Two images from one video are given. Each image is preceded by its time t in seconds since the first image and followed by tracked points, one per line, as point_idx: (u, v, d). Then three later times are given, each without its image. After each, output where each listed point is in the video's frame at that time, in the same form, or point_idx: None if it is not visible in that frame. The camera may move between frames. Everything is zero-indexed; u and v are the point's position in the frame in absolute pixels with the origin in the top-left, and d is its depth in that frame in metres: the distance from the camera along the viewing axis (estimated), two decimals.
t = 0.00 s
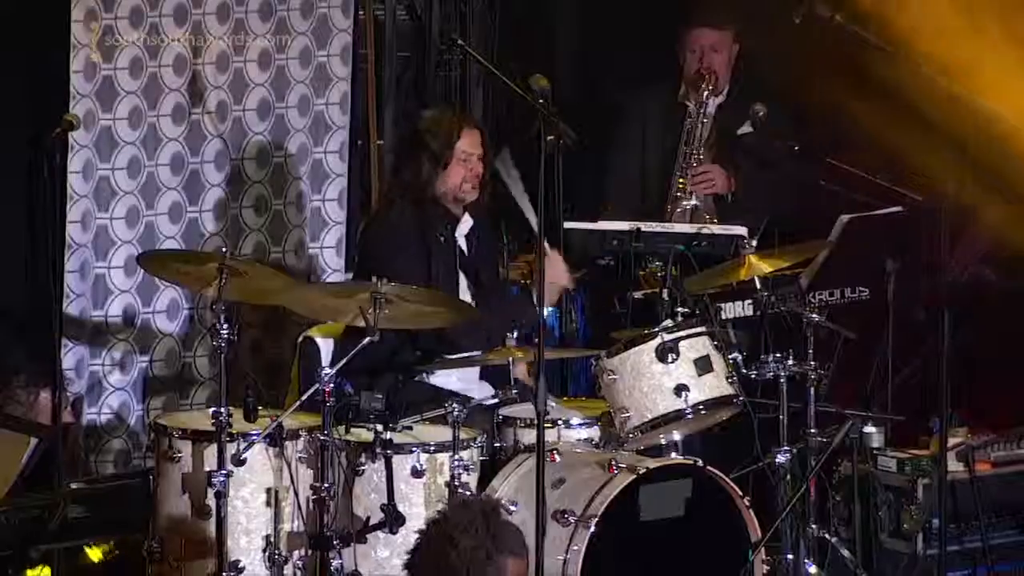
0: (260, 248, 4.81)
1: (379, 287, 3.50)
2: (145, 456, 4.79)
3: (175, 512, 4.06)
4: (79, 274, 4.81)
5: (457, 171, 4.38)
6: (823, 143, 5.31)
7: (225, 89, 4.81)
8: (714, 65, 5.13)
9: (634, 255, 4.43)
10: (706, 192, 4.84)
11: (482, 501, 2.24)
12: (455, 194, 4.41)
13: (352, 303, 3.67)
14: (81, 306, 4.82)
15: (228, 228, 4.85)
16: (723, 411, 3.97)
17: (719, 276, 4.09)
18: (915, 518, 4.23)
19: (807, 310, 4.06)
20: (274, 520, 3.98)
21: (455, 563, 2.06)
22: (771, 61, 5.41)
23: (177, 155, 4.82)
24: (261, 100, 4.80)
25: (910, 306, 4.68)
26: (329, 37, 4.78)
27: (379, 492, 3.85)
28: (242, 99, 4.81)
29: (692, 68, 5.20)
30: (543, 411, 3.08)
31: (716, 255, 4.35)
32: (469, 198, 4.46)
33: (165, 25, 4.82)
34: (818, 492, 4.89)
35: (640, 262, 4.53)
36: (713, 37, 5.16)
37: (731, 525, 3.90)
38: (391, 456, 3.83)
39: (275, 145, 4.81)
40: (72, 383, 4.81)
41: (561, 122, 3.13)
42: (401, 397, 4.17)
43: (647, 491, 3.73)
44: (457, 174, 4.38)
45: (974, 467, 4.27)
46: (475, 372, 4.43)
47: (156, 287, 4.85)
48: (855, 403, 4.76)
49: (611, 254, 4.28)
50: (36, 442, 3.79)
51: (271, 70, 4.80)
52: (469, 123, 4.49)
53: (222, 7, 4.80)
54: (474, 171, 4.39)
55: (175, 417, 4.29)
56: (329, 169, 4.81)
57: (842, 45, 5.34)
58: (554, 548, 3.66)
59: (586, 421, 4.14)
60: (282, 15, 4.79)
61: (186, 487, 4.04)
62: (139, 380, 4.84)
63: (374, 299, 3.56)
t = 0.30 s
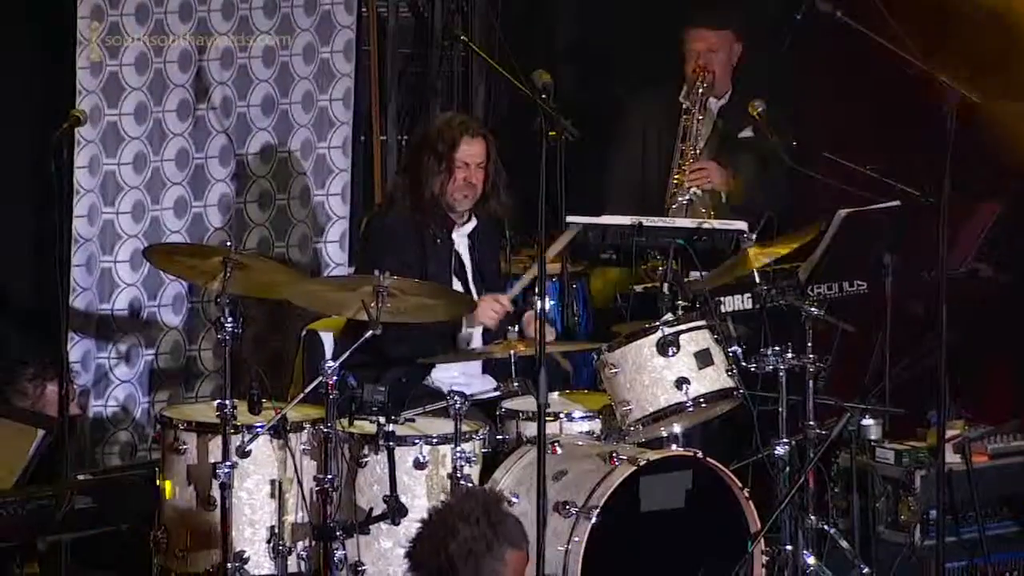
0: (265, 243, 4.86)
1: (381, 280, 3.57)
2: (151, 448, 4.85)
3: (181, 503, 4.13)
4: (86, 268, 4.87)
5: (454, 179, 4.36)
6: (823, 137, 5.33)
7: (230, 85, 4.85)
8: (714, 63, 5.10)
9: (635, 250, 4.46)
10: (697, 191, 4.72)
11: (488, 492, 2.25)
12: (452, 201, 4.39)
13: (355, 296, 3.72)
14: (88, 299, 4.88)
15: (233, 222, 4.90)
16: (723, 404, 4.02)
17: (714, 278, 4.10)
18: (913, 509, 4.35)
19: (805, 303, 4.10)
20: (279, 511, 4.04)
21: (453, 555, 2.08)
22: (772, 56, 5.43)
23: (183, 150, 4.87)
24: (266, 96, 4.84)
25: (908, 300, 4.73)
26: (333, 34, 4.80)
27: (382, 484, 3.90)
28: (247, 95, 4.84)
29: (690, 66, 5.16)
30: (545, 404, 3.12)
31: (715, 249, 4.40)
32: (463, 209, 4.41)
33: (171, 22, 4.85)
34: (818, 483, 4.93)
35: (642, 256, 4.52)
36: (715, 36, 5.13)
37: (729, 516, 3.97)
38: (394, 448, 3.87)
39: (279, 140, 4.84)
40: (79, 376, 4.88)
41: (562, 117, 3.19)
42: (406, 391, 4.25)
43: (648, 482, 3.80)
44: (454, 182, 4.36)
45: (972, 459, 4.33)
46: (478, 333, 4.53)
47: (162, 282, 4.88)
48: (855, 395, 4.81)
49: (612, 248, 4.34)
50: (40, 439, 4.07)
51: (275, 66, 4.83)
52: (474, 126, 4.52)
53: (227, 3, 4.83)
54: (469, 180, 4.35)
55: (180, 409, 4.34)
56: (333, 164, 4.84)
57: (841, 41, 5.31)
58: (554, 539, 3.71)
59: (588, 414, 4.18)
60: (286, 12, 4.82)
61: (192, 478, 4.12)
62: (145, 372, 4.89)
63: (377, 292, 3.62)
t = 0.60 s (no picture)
0: (270, 238, 4.94)
1: (385, 275, 3.67)
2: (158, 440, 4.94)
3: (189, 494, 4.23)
4: (95, 263, 4.96)
5: (457, 167, 4.41)
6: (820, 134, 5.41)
7: (236, 83, 4.93)
8: (711, 65, 5.19)
9: (634, 245, 4.53)
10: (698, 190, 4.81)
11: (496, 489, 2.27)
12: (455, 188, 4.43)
13: (359, 290, 3.82)
14: (96, 294, 4.96)
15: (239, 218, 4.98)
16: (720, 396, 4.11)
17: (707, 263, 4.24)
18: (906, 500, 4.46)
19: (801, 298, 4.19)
20: (284, 501, 4.14)
21: (456, 547, 2.13)
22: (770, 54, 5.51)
23: (190, 147, 4.95)
24: (271, 95, 4.91)
25: (902, 294, 4.81)
26: (336, 33, 4.86)
27: (386, 474, 4.00)
28: (253, 93, 4.92)
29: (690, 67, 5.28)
30: (545, 396, 3.19)
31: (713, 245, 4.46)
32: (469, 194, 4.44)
33: (178, 21, 4.93)
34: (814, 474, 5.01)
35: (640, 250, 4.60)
36: (714, 37, 5.23)
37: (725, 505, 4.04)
38: (397, 440, 3.97)
39: (284, 138, 4.92)
40: (88, 368, 4.97)
41: (562, 113, 3.27)
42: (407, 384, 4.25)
43: (643, 473, 3.89)
44: (457, 169, 4.41)
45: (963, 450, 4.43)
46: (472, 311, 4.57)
47: (169, 277, 4.97)
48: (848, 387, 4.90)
49: (611, 243, 4.42)
50: (49, 431, 4.17)
51: (280, 65, 4.90)
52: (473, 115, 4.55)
53: (233, 3, 4.91)
54: (473, 165, 4.40)
55: (186, 401, 4.45)
56: (337, 162, 4.90)
57: (838, 40, 5.39)
58: (555, 529, 3.80)
59: (586, 406, 4.26)
60: (291, 12, 4.89)
61: (199, 469, 4.22)
62: (153, 365, 4.98)
63: (380, 287, 3.71)
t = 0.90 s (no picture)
0: (277, 234, 5.08)
1: (389, 269, 3.77)
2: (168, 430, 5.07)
3: (199, 482, 4.36)
4: (106, 258, 5.07)
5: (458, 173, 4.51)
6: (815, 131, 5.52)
7: (243, 82, 5.04)
8: (697, 68, 5.21)
9: (632, 239, 4.62)
10: (695, 197, 4.87)
11: (494, 473, 2.51)
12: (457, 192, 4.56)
13: (363, 283, 3.93)
14: (108, 288, 5.08)
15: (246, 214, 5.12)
16: (715, 386, 4.22)
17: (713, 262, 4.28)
18: (897, 488, 4.63)
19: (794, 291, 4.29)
20: (290, 489, 4.26)
21: (453, 528, 2.36)
22: (765, 53, 5.63)
23: (198, 145, 5.07)
24: (278, 94, 5.04)
25: (893, 288, 4.93)
26: (341, 34, 4.99)
27: (389, 463, 4.13)
28: (260, 92, 5.04)
29: (675, 72, 5.27)
30: (545, 386, 3.30)
31: (707, 241, 4.56)
32: (471, 196, 4.56)
33: (187, 22, 5.03)
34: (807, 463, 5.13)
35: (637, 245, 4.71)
36: (697, 42, 5.24)
37: (719, 493, 4.18)
38: (401, 429, 4.09)
39: (291, 136, 5.05)
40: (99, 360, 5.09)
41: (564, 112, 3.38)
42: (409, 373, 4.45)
43: (641, 462, 4.01)
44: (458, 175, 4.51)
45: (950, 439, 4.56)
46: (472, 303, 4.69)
47: (179, 271, 5.09)
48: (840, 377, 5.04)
49: (610, 239, 4.53)
50: (63, 420, 3.95)
51: (287, 65, 5.03)
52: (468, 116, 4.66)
53: (240, 4, 5.01)
54: (474, 170, 4.49)
55: (195, 392, 4.57)
56: (341, 159, 5.04)
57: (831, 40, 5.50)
58: (554, 516, 3.92)
59: (585, 396, 4.39)
60: (297, 13, 5.01)
61: (207, 457, 4.36)
62: (163, 357, 5.11)
63: (384, 280, 3.82)
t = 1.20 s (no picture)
0: (284, 232, 5.25)
1: (394, 265, 3.91)
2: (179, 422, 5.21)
3: (208, 472, 4.50)
4: (118, 255, 5.17)
5: (462, 171, 4.70)
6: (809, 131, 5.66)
7: (251, 84, 5.20)
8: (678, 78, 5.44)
9: (629, 236, 4.66)
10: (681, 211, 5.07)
11: (494, 462, 2.86)
12: (461, 193, 4.72)
13: (368, 278, 4.07)
14: (120, 284, 5.18)
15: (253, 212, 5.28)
16: (710, 379, 4.37)
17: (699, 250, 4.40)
18: (886, 479, 4.80)
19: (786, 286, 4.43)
20: (297, 479, 4.40)
21: (461, 507, 2.70)
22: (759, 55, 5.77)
23: (207, 145, 5.21)
24: (284, 95, 5.21)
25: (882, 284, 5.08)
26: (346, 38, 5.18)
27: (393, 453, 4.27)
28: (267, 94, 5.21)
29: (653, 80, 5.49)
30: (546, 378, 3.43)
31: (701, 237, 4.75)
32: (475, 199, 4.73)
33: (197, 26, 5.15)
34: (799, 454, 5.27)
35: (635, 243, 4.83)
36: (677, 53, 5.45)
37: (714, 483, 4.34)
38: (405, 421, 4.23)
39: (297, 137, 5.23)
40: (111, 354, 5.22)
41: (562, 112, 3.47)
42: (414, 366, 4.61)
43: (640, 451, 4.16)
44: (462, 173, 4.70)
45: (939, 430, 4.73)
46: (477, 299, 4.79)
47: (189, 267, 5.24)
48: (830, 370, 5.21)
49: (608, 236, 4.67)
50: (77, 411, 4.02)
51: (294, 67, 5.21)
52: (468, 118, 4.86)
53: (249, 8, 5.16)
54: (479, 170, 4.70)
55: (205, 384, 4.70)
56: (346, 159, 5.23)
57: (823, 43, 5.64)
58: (554, 505, 4.06)
59: (585, 389, 4.51)
60: (303, 17, 5.18)
61: (217, 449, 4.51)
62: (173, 351, 5.25)
63: (389, 276, 3.97)
